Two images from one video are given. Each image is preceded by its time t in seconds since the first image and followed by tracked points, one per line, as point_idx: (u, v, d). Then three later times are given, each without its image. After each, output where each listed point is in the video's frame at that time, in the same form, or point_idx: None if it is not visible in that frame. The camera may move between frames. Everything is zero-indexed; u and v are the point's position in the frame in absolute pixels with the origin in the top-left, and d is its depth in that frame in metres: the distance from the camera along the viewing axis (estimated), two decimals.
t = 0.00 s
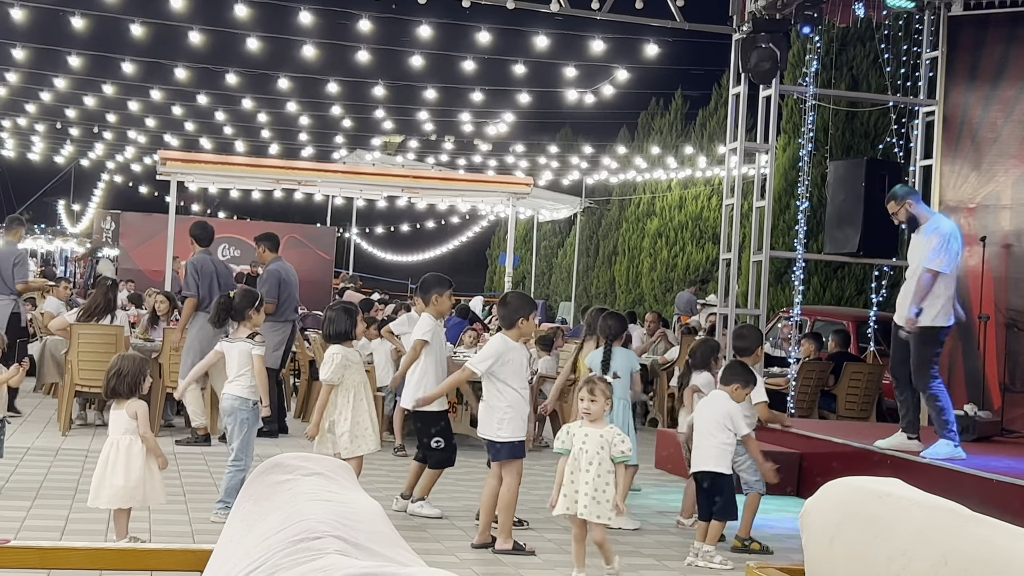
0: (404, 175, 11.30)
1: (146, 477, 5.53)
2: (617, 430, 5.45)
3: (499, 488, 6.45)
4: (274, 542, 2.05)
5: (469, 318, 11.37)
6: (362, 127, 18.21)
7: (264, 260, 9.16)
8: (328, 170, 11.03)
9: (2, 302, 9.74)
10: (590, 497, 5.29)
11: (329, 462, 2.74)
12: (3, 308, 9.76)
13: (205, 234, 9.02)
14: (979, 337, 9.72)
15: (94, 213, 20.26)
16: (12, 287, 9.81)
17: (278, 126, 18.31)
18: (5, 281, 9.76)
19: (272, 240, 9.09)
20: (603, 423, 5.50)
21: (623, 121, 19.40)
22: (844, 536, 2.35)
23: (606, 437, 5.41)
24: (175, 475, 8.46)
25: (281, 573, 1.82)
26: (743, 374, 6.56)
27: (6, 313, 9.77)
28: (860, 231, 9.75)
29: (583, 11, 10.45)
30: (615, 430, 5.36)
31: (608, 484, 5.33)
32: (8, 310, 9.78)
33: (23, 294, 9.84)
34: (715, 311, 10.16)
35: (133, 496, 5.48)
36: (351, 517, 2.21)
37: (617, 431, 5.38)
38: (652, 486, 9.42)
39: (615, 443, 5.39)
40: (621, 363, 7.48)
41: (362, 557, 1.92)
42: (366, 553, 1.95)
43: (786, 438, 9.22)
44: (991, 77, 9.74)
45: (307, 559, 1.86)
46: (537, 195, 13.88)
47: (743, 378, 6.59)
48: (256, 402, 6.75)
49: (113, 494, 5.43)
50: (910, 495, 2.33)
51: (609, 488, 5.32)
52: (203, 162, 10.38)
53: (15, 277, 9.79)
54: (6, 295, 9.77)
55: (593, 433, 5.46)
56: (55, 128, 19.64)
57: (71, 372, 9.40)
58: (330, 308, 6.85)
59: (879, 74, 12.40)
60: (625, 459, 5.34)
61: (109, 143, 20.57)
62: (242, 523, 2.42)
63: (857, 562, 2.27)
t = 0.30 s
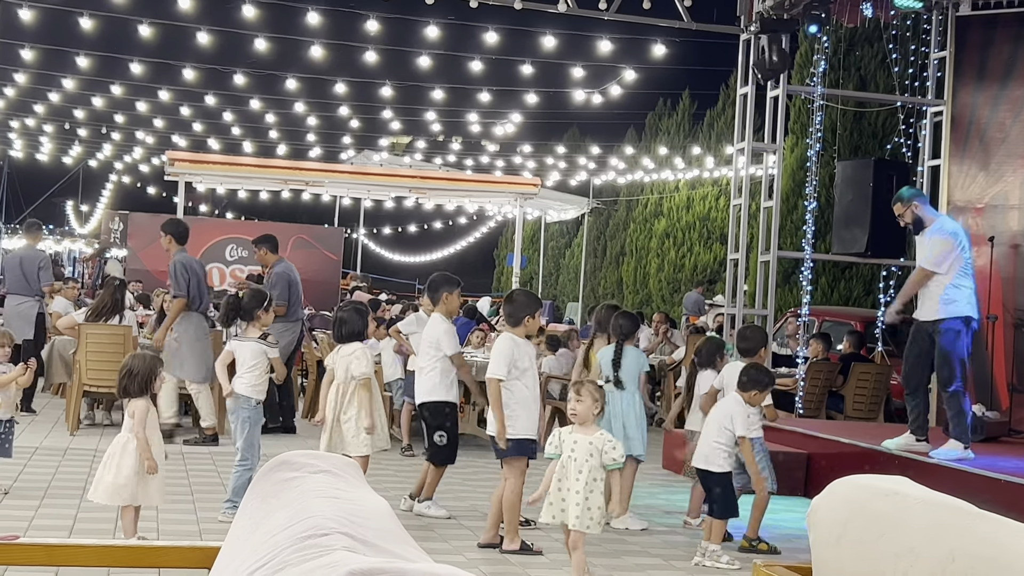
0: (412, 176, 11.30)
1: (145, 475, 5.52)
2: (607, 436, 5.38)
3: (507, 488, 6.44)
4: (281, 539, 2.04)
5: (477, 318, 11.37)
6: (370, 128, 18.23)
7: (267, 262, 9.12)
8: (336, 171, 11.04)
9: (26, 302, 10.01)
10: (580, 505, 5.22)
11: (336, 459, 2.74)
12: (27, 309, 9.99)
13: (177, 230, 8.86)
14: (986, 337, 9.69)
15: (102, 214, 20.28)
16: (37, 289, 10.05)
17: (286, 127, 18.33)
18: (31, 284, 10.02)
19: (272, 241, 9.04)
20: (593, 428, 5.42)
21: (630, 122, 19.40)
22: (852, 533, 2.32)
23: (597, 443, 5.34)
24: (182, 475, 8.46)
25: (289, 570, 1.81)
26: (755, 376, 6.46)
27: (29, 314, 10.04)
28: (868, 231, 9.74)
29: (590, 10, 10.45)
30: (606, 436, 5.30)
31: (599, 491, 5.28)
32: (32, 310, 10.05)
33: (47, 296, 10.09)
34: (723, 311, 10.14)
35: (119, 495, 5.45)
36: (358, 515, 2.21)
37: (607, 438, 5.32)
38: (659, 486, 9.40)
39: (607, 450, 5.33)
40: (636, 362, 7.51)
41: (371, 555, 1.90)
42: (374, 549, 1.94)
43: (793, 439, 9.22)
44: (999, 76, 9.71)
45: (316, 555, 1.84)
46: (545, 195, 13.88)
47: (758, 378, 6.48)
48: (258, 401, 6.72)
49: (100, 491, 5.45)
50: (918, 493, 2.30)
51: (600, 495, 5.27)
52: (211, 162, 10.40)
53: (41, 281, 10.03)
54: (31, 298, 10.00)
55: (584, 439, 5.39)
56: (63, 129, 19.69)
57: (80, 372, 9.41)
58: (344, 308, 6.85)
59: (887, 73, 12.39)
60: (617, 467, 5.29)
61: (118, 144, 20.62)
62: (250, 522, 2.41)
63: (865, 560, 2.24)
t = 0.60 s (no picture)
0: (419, 177, 11.29)
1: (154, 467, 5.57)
2: (586, 436, 5.25)
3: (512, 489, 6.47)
4: (285, 539, 2.07)
5: (484, 319, 11.36)
6: (377, 129, 18.23)
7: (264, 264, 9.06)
8: (343, 172, 11.03)
9: (38, 304, 10.07)
10: (557, 510, 5.19)
11: (340, 460, 2.78)
12: (39, 311, 10.07)
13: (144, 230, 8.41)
14: (994, 338, 9.67)
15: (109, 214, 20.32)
16: (48, 291, 10.09)
17: (293, 127, 18.35)
18: (43, 287, 10.06)
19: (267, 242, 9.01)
20: (573, 428, 5.34)
21: (638, 122, 19.39)
22: (856, 532, 2.30)
23: (574, 445, 5.25)
24: (189, 476, 8.48)
25: (291, 569, 1.82)
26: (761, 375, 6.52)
27: (41, 316, 10.12)
28: (875, 232, 9.75)
29: (597, 11, 10.45)
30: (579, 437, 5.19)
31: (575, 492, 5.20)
32: (44, 312, 10.12)
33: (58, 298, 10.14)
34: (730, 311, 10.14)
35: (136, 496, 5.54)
36: (362, 515, 2.23)
37: (581, 439, 5.21)
38: (666, 487, 9.40)
39: (583, 451, 5.21)
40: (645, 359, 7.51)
41: (372, 554, 1.91)
42: (376, 548, 1.96)
43: (799, 439, 9.21)
44: (1007, 76, 9.68)
45: (318, 554, 1.86)
46: (552, 196, 13.88)
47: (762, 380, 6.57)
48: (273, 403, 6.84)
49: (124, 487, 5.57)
50: (922, 493, 2.28)
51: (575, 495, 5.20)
52: (218, 163, 10.42)
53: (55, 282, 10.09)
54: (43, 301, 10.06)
55: (565, 440, 5.32)
56: (70, 130, 19.72)
57: (87, 373, 9.45)
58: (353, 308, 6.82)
59: (895, 74, 12.38)
60: (592, 468, 5.14)
61: (125, 145, 20.65)
62: (256, 522, 2.43)
63: (868, 558, 2.22)
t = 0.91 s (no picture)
0: (428, 177, 11.30)
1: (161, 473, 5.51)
2: (560, 434, 5.21)
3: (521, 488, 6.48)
4: (296, 536, 2.08)
5: (493, 320, 11.37)
6: (386, 130, 18.26)
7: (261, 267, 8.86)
8: (352, 172, 11.04)
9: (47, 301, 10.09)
10: (528, 507, 5.14)
11: (351, 459, 2.81)
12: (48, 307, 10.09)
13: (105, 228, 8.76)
14: (1004, 338, 9.69)
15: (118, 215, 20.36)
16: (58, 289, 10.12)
17: (302, 128, 18.38)
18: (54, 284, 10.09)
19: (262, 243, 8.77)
20: (547, 425, 5.29)
21: (647, 122, 19.36)
22: (864, 530, 2.34)
23: (547, 443, 5.21)
24: (199, 476, 8.50)
25: (304, 566, 1.83)
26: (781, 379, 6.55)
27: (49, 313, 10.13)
28: (885, 233, 9.74)
29: (606, 11, 10.43)
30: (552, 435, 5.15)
31: (546, 489, 5.12)
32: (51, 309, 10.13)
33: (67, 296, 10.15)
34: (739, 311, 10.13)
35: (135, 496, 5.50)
36: (373, 513, 2.26)
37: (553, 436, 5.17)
38: (675, 487, 9.40)
39: (556, 449, 5.17)
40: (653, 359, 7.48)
41: (384, 550, 1.93)
42: (387, 546, 1.97)
43: (809, 441, 9.21)
44: (1018, 76, 9.66)
45: (330, 551, 1.87)
46: (561, 197, 13.89)
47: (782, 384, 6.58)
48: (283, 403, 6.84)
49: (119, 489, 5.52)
50: (930, 492, 2.31)
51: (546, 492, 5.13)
52: (227, 164, 10.44)
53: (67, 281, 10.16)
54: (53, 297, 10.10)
55: (538, 437, 5.27)
56: (80, 132, 19.78)
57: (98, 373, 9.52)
58: (364, 310, 6.85)
59: (904, 75, 12.35)
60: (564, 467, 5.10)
61: (135, 146, 20.70)
62: (267, 519, 2.46)
63: (878, 556, 2.24)
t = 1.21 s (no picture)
0: (439, 178, 11.31)
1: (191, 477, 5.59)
2: (544, 441, 5.18)
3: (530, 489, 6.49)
4: (305, 535, 2.10)
5: (504, 320, 11.38)
6: (396, 131, 18.27)
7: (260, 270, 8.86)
8: (363, 174, 11.05)
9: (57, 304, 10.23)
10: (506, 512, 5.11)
11: (360, 458, 2.82)
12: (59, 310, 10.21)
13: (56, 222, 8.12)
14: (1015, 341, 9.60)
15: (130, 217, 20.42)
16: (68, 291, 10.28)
17: (312, 129, 18.41)
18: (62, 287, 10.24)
19: (256, 246, 8.71)
20: (533, 431, 5.28)
21: (658, 123, 19.35)
22: (874, 530, 2.28)
23: (531, 449, 5.18)
24: (209, 476, 8.52)
25: (313, 565, 1.84)
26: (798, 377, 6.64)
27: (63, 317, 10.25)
28: (896, 234, 9.73)
29: (617, 11, 10.42)
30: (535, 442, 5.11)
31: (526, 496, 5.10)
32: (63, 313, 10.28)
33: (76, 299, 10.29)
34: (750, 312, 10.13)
35: (149, 496, 5.48)
36: (381, 512, 2.27)
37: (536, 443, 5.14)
38: (686, 488, 9.41)
39: (539, 457, 5.14)
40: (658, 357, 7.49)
41: (393, 550, 1.95)
42: (395, 544, 1.98)
43: (820, 441, 9.21)
44: None
45: (339, 550, 1.88)
46: (572, 197, 13.89)
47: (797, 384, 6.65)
48: (283, 403, 6.83)
49: (130, 489, 5.47)
50: (940, 491, 2.25)
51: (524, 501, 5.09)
52: (239, 165, 10.46)
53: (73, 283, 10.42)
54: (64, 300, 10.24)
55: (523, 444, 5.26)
56: (91, 133, 19.83)
57: (109, 374, 9.61)
58: (377, 310, 6.85)
59: (915, 75, 12.34)
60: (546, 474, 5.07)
61: (146, 147, 20.75)
62: (277, 518, 2.47)
63: (890, 560, 2.19)
